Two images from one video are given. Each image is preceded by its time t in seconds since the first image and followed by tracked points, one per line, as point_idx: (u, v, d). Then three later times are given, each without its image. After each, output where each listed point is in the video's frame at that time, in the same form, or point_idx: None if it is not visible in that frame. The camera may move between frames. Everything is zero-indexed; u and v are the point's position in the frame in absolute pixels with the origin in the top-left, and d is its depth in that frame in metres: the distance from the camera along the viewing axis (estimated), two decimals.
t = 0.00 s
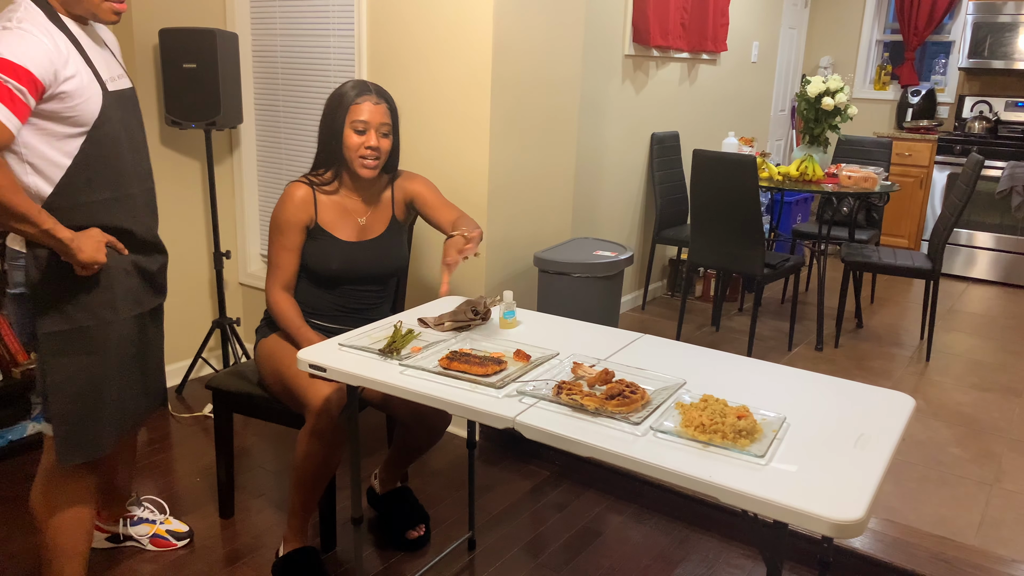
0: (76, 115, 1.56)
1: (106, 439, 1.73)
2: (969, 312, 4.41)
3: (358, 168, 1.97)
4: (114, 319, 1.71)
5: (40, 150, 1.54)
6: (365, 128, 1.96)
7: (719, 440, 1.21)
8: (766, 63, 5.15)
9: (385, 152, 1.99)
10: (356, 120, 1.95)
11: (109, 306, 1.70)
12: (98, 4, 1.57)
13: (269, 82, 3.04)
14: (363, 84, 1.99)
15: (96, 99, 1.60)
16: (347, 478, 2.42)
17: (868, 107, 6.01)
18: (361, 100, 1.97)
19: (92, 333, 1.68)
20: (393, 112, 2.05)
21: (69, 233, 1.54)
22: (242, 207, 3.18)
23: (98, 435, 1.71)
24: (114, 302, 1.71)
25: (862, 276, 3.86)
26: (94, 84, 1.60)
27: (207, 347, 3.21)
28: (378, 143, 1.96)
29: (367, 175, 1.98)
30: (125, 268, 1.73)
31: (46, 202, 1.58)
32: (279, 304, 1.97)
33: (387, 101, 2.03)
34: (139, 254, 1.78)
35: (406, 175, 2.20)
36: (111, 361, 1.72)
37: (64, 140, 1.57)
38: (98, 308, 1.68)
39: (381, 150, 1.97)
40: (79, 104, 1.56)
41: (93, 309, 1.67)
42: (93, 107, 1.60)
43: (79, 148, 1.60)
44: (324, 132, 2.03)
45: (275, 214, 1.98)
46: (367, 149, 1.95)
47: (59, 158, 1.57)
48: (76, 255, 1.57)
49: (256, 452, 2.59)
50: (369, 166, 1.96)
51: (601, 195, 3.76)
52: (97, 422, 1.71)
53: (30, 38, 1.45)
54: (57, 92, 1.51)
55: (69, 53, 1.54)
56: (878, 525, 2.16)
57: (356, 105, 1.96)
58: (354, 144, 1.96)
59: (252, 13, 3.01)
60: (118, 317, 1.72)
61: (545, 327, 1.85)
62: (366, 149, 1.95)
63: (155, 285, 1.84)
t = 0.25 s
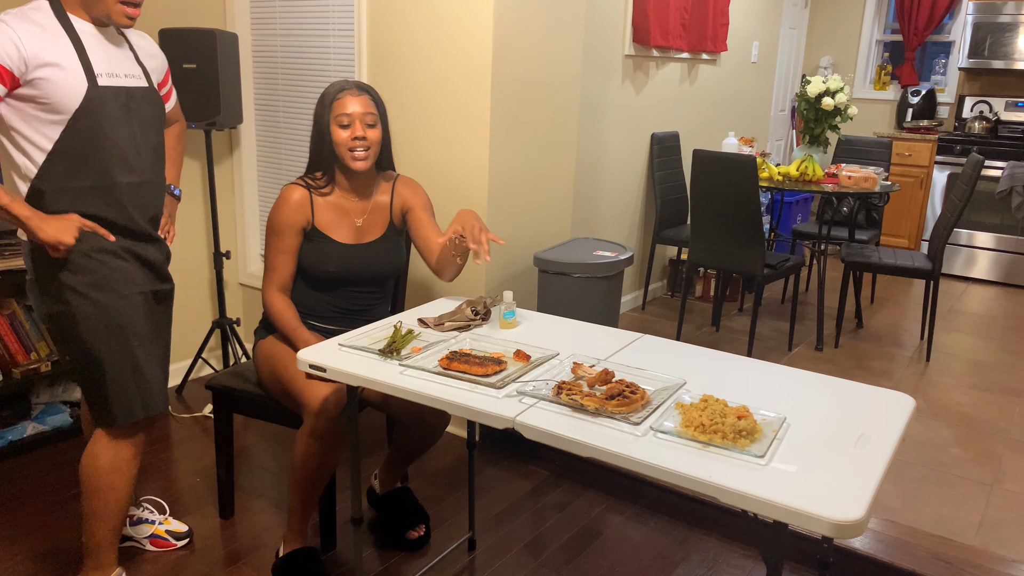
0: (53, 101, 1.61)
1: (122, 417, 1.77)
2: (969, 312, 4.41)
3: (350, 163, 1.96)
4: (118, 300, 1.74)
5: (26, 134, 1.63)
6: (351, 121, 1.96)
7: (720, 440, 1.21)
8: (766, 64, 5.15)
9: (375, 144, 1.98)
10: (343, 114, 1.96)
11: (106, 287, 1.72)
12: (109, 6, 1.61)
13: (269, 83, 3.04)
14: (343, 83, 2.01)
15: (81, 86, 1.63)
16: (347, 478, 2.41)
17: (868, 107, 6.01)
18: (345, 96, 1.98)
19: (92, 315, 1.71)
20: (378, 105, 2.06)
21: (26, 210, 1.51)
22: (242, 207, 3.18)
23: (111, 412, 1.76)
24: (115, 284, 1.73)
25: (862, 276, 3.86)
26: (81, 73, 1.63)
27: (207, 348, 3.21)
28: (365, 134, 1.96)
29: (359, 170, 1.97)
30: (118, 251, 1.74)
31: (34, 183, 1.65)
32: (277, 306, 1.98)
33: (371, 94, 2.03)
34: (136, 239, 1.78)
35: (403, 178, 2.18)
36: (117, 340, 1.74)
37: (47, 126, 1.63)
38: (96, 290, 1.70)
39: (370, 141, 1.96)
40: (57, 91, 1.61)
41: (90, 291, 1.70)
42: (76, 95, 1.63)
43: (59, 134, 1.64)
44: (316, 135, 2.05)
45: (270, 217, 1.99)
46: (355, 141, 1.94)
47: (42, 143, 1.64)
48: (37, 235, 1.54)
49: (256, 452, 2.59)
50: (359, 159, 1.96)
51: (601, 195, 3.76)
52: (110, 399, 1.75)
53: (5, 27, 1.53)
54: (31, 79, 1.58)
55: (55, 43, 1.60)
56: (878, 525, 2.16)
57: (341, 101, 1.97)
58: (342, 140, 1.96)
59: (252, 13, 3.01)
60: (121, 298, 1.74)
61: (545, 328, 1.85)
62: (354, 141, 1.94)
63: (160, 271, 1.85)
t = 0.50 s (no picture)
0: (57, 88, 1.62)
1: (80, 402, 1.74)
2: (969, 312, 4.41)
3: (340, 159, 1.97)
4: (99, 291, 1.72)
5: (28, 117, 1.63)
6: (337, 118, 1.97)
7: (720, 440, 1.21)
8: (766, 64, 5.16)
9: (364, 138, 1.98)
10: (332, 111, 1.98)
11: (88, 282, 1.71)
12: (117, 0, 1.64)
13: (269, 83, 3.04)
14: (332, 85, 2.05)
15: (85, 75, 1.64)
16: (347, 478, 2.41)
17: (867, 107, 6.01)
18: (335, 94, 2.00)
19: (74, 308, 1.70)
20: (376, 105, 2.05)
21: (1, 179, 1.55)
22: (242, 207, 3.18)
23: (71, 396, 1.73)
24: (98, 277, 1.72)
25: (862, 276, 3.86)
26: (85, 62, 1.64)
27: (207, 347, 3.21)
28: (351, 129, 1.96)
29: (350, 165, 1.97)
30: (103, 243, 1.72)
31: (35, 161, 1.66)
32: (277, 306, 1.98)
33: (362, 92, 2.03)
34: (124, 231, 1.75)
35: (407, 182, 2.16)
36: (99, 331, 1.73)
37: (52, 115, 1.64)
38: (78, 284, 1.70)
39: (357, 136, 1.96)
40: (60, 79, 1.61)
41: (72, 285, 1.69)
42: (79, 84, 1.64)
43: (60, 120, 1.64)
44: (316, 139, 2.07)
45: (272, 217, 2.00)
46: (342, 136, 1.95)
47: (43, 127, 1.64)
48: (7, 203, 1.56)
49: (256, 452, 2.59)
50: (349, 154, 1.96)
51: (601, 195, 3.76)
52: (73, 382, 1.73)
53: (15, 14, 1.55)
54: (36, 66, 1.59)
55: (63, 33, 1.62)
56: (878, 526, 2.16)
57: (331, 98, 1.99)
58: (330, 137, 1.97)
59: (252, 13, 3.01)
60: (104, 290, 1.73)
61: (546, 328, 1.85)
62: (341, 137, 1.95)
63: (153, 268, 1.83)
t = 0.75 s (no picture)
0: (68, 89, 1.63)
1: (88, 402, 1.75)
2: (969, 312, 4.41)
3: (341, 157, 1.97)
4: (104, 287, 1.73)
5: (37, 119, 1.64)
6: (338, 116, 1.99)
7: (719, 440, 1.21)
8: (766, 64, 5.16)
9: (363, 137, 1.97)
10: (334, 110, 1.99)
11: (92, 274, 1.72)
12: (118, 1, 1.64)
13: (269, 83, 3.04)
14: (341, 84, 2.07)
15: (93, 76, 1.65)
16: (347, 478, 2.42)
17: (867, 107, 6.01)
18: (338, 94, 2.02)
19: (79, 301, 1.71)
20: (380, 104, 2.05)
21: (26, 187, 1.58)
22: (242, 207, 3.18)
23: (79, 394, 1.74)
24: (101, 275, 1.72)
25: (862, 276, 3.86)
26: (94, 64, 1.65)
27: (208, 347, 3.21)
28: (350, 126, 1.96)
29: (350, 163, 1.97)
30: (107, 240, 1.73)
31: (40, 165, 1.65)
32: (279, 304, 1.99)
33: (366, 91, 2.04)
34: (129, 227, 1.76)
35: (414, 185, 2.15)
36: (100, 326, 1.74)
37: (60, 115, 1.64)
38: (81, 276, 1.71)
39: (356, 134, 1.96)
40: (72, 81, 1.62)
41: (76, 277, 1.70)
42: (89, 86, 1.65)
43: (71, 121, 1.65)
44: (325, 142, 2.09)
45: (278, 214, 2.01)
46: (341, 134, 1.96)
47: (53, 128, 1.65)
48: (35, 211, 1.60)
49: (256, 452, 2.59)
50: (348, 152, 1.96)
51: (601, 195, 3.76)
52: (80, 382, 1.74)
53: (25, 17, 1.55)
54: (48, 68, 1.59)
55: (72, 35, 1.63)
56: (878, 525, 2.16)
57: (335, 98, 2.01)
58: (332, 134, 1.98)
59: (253, 13, 3.01)
60: (108, 286, 1.74)
61: (545, 328, 1.85)
62: (340, 135, 1.96)
63: (156, 265, 1.83)
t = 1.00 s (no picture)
0: (78, 90, 1.62)
1: (89, 398, 1.76)
2: (969, 312, 4.41)
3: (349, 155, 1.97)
4: (110, 286, 1.73)
5: (46, 120, 1.63)
6: (347, 114, 1.99)
7: (719, 440, 1.21)
8: (765, 64, 5.16)
9: (372, 136, 1.98)
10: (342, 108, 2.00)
11: (101, 274, 1.72)
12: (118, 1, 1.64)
13: (270, 83, 3.04)
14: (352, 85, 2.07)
15: (101, 78, 1.65)
16: (347, 477, 2.42)
17: (867, 107, 6.02)
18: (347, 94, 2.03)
19: (88, 302, 1.72)
20: (388, 103, 2.06)
21: (40, 190, 1.57)
22: (242, 207, 3.18)
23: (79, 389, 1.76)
24: (105, 274, 1.72)
25: (862, 276, 3.86)
26: (101, 65, 1.65)
27: (208, 347, 3.21)
28: (358, 125, 1.97)
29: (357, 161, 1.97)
30: (119, 240, 1.73)
31: (51, 166, 1.65)
32: (282, 303, 1.99)
33: (375, 91, 2.05)
34: (139, 226, 1.76)
35: (420, 186, 2.16)
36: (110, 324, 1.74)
37: (68, 116, 1.64)
38: (91, 277, 1.71)
39: (365, 133, 1.97)
40: (82, 82, 1.62)
41: (86, 279, 1.71)
42: (97, 86, 1.65)
43: (81, 122, 1.65)
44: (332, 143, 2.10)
45: (284, 212, 2.01)
46: (349, 132, 1.96)
47: (63, 129, 1.64)
48: (50, 215, 1.60)
49: (256, 452, 2.60)
50: (356, 150, 1.96)
51: (601, 194, 3.76)
52: (82, 377, 1.75)
53: (33, 19, 1.54)
54: (58, 70, 1.59)
55: (78, 36, 1.62)
56: (878, 525, 2.16)
57: (343, 98, 2.03)
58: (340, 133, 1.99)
59: (253, 13, 3.01)
60: (112, 285, 1.73)
61: (545, 328, 1.86)
62: (348, 133, 1.96)
63: (164, 264, 1.82)
